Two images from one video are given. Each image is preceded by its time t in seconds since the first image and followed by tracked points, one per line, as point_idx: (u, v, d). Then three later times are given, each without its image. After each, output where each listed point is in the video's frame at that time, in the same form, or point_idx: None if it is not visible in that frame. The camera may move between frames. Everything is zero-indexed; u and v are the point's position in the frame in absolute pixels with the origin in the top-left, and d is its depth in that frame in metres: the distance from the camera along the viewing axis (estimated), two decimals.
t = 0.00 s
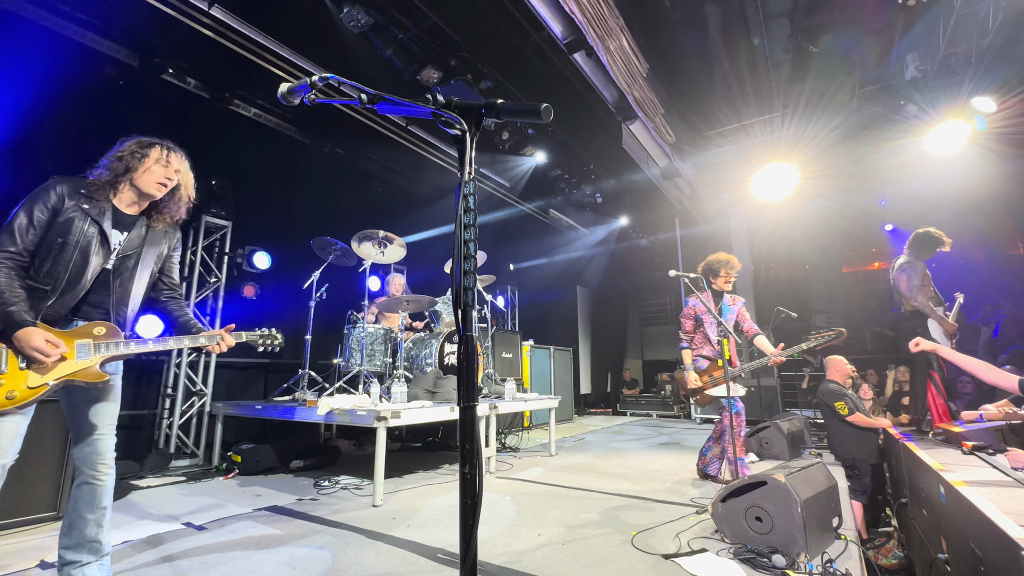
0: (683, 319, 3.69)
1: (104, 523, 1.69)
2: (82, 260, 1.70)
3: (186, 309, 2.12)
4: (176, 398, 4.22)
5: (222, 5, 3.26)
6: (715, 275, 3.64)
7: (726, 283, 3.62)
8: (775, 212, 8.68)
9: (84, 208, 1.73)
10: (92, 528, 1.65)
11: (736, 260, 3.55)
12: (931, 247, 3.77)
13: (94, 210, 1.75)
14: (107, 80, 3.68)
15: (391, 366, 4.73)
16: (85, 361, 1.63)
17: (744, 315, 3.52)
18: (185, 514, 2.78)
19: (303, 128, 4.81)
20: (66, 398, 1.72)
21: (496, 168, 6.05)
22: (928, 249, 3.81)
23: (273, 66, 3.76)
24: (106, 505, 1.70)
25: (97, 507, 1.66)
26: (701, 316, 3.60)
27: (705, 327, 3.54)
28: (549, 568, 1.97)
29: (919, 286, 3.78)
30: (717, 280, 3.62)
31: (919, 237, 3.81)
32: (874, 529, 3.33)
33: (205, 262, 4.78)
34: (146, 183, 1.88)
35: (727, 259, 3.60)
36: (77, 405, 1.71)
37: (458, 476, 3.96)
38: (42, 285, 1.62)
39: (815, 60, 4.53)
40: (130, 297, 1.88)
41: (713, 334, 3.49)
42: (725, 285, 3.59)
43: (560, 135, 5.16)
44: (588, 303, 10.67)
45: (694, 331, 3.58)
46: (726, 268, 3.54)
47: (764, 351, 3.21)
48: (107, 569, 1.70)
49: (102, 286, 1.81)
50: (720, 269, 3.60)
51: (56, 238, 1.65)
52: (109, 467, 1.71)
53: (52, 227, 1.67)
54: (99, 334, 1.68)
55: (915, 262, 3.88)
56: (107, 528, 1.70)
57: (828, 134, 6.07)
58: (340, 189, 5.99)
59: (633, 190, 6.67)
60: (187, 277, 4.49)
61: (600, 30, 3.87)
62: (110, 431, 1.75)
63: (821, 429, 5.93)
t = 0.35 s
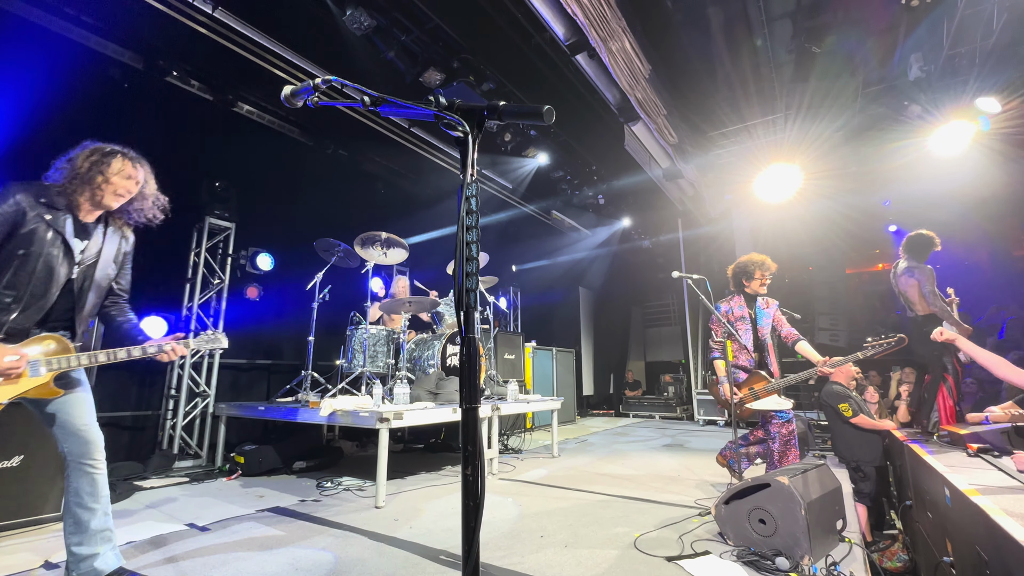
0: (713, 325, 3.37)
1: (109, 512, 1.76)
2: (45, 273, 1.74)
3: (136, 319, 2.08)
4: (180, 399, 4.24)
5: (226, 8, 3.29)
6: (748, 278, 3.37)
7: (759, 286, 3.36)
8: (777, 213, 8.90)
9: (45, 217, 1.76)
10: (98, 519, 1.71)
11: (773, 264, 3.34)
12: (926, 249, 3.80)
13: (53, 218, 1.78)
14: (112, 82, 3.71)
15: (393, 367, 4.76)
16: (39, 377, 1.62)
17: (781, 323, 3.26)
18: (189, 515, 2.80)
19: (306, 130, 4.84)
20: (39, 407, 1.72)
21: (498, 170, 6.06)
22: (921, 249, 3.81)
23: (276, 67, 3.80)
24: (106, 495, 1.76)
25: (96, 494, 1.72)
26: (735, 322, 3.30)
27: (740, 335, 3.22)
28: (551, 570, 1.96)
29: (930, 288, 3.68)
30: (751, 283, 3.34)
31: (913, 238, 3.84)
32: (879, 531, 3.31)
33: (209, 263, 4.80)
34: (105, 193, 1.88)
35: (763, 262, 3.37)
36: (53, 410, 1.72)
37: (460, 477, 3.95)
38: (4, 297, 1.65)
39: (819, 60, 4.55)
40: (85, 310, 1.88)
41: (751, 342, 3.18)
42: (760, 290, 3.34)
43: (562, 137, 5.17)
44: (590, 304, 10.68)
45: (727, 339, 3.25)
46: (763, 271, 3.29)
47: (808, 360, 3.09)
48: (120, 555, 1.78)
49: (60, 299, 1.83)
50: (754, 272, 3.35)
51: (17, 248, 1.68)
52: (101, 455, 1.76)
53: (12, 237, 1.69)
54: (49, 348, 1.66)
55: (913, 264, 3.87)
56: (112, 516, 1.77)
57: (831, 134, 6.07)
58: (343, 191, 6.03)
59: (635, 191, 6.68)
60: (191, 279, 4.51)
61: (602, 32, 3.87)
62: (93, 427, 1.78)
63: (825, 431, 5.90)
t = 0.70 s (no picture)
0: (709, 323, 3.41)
1: (80, 518, 1.78)
2: None
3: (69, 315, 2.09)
4: (183, 400, 4.25)
5: (230, 11, 3.31)
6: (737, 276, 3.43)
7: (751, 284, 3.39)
8: (781, 214, 8.88)
9: None
10: (69, 526, 1.72)
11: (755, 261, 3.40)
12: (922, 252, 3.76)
13: None
14: (116, 85, 3.73)
15: (396, 368, 4.79)
16: None
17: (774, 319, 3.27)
18: (192, 516, 2.80)
19: (309, 132, 4.85)
20: None
21: (501, 171, 6.08)
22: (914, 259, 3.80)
23: (280, 70, 3.83)
24: (78, 502, 1.77)
25: (67, 504, 1.73)
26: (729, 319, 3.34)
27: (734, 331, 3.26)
28: (554, 572, 1.96)
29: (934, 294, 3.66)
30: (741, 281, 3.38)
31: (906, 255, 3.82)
32: (883, 533, 3.29)
33: (212, 264, 4.82)
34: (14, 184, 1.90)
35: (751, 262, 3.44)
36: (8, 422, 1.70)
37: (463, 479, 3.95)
38: None
39: (821, 61, 4.57)
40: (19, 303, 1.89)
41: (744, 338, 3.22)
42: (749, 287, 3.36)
43: (566, 138, 5.18)
44: (593, 306, 10.67)
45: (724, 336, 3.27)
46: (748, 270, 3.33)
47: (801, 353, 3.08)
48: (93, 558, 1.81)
49: None
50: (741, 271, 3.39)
51: None
52: (70, 466, 1.77)
53: None
54: None
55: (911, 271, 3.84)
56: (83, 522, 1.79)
57: (834, 135, 6.06)
58: (346, 193, 6.05)
59: (637, 192, 6.68)
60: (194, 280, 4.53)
61: (605, 34, 3.84)
62: (57, 435, 1.76)
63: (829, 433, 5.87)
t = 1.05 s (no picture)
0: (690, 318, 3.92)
1: (108, 504, 1.80)
2: None
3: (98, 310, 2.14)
4: (188, 400, 4.28)
5: (233, 12, 3.31)
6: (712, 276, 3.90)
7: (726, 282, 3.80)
8: (785, 213, 8.69)
9: None
10: (95, 511, 1.74)
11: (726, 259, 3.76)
12: (941, 242, 3.74)
13: None
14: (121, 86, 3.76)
15: (400, 368, 4.78)
16: None
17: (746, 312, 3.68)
18: (197, 515, 2.82)
19: (313, 132, 4.87)
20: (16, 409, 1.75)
21: (504, 171, 6.08)
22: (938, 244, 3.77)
23: (284, 71, 3.83)
24: (104, 488, 1.80)
25: (92, 487, 1.76)
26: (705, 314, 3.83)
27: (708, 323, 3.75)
28: (559, 571, 1.97)
29: (938, 285, 3.72)
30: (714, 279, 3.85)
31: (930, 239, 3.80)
32: (889, 534, 3.27)
33: (216, 264, 4.82)
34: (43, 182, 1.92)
35: (721, 261, 3.86)
36: (33, 411, 1.75)
37: (466, 478, 3.96)
38: None
39: (827, 60, 4.50)
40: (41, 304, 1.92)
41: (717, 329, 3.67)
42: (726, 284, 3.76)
43: (569, 137, 5.18)
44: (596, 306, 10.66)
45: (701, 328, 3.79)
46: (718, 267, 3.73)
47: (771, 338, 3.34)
48: (124, 546, 1.82)
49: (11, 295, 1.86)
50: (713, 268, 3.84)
51: None
52: (90, 452, 1.80)
53: None
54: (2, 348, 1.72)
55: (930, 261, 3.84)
56: (112, 508, 1.81)
57: (838, 134, 6.03)
58: (350, 193, 6.07)
59: (641, 191, 6.67)
60: (199, 280, 4.54)
61: (609, 33, 3.80)
62: (78, 423, 1.80)
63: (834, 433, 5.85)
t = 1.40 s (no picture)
0: (666, 322, 4.10)
1: (126, 511, 1.82)
2: (14, 281, 1.79)
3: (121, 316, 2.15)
4: (193, 399, 4.30)
5: (237, 13, 3.33)
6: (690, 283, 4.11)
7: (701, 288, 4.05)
8: (790, 212, 8.63)
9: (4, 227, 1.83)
10: (114, 518, 1.77)
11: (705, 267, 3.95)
12: (944, 244, 3.71)
13: (13, 227, 1.85)
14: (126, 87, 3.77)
15: (403, 368, 4.79)
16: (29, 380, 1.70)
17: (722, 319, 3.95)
18: (203, 514, 2.84)
19: (316, 132, 4.88)
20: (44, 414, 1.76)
21: (508, 171, 6.10)
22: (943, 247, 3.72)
23: (289, 72, 3.85)
24: (124, 495, 1.83)
25: (114, 497, 1.78)
26: (682, 318, 4.02)
27: (685, 328, 3.95)
28: (562, 571, 1.96)
29: (941, 287, 3.71)
30: (692, 286, 4.07)
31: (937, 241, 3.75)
32: (894, 534, 3.26)
33: (221, 264, 4.84)
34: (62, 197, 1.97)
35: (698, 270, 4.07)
36: (60, 417, 1.77)
37: (470, 477, 3.96)
38: None
39: (831, 58, 4.56)
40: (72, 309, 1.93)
41: (693, 334, 3.90)
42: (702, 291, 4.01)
43: (572, 136, 5.17)
44: (599, 305, 10.65)
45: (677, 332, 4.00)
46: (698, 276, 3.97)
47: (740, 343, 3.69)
48: (136, 551, 1.86)
49: (41, 300, 1.88)
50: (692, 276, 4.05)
51: None
52: (117, 461, 1.82)
53: None
54: (36, 353, 1.75)
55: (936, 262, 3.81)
56: (129, 515, 1.83)
57: (843, 133, 6.00)
58: (354, 193, 6.09)
59: (644, 190, 6.65)
60: (204, 280, 4.56)
61: (612, 32, 3.81)
62: (104, 430, 1.82)
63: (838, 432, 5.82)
